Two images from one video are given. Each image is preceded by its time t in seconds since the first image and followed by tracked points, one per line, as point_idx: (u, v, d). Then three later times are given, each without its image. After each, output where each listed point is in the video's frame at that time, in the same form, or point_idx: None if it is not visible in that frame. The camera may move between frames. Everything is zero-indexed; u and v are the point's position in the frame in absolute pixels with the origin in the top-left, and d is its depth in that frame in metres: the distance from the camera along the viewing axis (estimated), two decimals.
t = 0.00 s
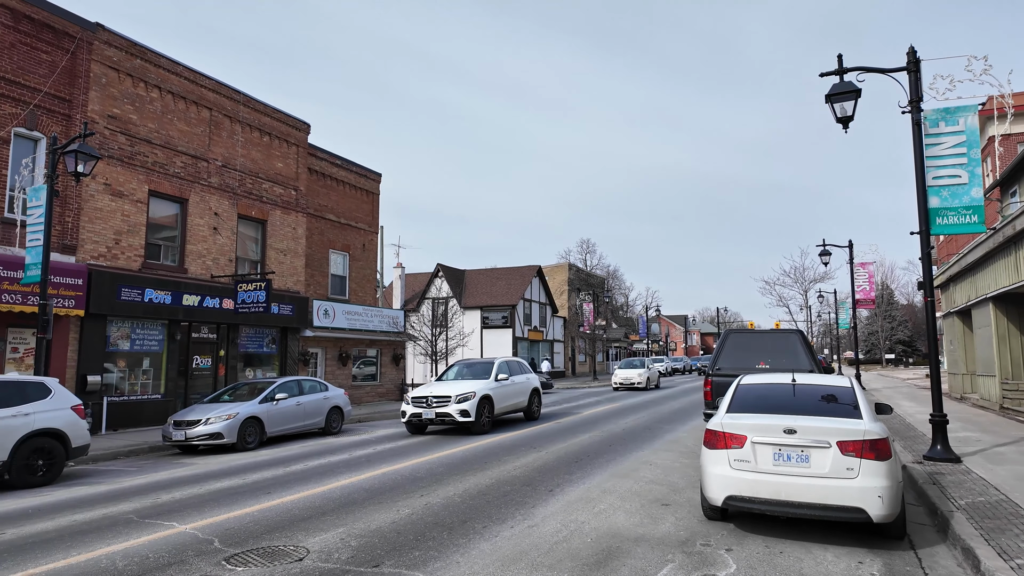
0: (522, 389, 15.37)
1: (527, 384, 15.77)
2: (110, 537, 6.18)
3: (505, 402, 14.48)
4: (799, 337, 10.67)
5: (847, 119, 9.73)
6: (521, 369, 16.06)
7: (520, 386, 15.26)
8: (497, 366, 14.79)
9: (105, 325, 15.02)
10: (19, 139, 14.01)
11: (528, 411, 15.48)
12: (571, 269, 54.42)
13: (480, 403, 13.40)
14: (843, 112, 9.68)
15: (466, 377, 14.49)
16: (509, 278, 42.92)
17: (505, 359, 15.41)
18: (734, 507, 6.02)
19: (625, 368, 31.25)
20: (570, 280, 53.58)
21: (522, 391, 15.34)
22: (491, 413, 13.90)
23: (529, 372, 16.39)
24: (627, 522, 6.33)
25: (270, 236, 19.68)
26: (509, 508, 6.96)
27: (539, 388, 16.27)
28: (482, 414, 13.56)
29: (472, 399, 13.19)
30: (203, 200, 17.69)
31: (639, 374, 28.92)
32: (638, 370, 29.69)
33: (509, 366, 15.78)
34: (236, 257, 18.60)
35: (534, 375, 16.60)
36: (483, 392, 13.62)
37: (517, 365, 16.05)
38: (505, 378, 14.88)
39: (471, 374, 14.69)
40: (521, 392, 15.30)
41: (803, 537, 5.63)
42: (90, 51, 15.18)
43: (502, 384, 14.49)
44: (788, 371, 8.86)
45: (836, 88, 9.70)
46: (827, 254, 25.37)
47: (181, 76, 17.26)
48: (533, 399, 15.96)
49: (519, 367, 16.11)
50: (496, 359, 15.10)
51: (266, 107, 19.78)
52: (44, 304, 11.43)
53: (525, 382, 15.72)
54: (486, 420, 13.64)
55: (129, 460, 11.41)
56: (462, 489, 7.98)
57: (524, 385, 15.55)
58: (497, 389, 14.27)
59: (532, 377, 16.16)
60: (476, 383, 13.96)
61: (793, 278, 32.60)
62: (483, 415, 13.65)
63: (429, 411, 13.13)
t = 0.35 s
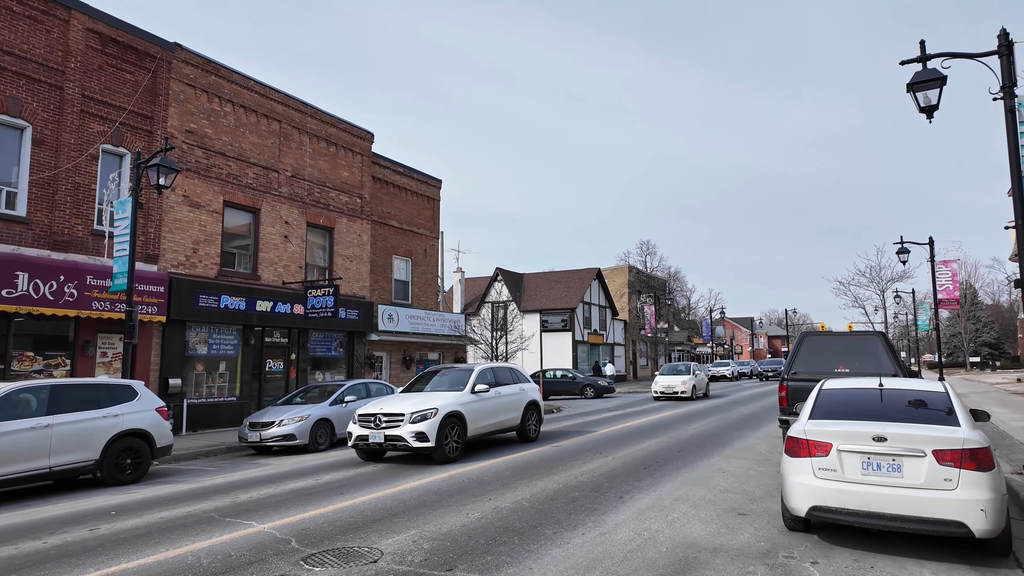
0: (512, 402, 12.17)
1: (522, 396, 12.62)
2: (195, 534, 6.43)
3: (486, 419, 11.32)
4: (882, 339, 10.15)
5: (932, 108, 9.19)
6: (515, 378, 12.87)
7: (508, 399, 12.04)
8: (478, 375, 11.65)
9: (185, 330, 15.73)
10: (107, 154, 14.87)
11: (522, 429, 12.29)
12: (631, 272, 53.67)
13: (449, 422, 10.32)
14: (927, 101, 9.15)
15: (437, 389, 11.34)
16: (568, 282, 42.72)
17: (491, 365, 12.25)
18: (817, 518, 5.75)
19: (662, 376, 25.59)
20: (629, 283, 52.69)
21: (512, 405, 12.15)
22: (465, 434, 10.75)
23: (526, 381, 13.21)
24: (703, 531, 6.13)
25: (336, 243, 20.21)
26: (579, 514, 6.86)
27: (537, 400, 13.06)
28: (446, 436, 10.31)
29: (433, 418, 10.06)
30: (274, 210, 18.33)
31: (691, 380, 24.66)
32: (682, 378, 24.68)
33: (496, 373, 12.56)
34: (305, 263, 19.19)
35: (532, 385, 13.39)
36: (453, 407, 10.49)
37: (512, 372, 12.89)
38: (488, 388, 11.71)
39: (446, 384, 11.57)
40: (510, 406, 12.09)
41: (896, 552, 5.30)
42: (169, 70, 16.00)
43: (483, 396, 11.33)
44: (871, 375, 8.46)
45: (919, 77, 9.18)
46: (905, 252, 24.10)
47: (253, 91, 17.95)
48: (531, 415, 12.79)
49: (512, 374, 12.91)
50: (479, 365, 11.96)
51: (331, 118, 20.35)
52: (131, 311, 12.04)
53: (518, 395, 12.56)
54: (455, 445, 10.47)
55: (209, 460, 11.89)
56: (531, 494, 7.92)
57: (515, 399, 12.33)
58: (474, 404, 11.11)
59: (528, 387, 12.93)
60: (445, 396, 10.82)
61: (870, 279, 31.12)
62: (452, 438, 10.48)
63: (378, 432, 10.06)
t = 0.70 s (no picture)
0: (450, 423, 9.25)
1: (469, 414, 9.71)
2: (269, 533, 6.63)
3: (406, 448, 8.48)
4: (968, 340, 9.58)
5: (1019, 94, 8.63)
6: (467, 391, 10.03)
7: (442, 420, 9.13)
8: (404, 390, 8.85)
9: (257, 335, 16.32)
10: (183, 168, 15.63)
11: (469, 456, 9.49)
12: (693, 272, 52.51)
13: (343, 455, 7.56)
14: (1014, 87, 8.59)
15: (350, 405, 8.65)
16: (628, 283, 42.22)
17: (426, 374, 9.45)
18: (902, 530, 5.45)
19: (697, 384, 21.48)
20: (691, 284, 51.58)
21: (448, 427, 9.21)
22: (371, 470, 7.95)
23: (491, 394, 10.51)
24: (778, 541, 5.91)
25: (398, 249, 20.60)
26: (646, 521, 6.73)
27: (496, 419, 10.19)
28: (337, 473, 7.50)
29: (314, 448, 7.28)
30: (339, 217, 18.83)
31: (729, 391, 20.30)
32: (720, 387, 20.58)
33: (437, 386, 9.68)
34: (368, 269, 19.63)
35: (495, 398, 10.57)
36: (348, 433, 7.68)
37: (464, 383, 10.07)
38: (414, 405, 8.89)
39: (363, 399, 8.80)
40: (449, 428, 9.22)
41: (992, 568, 4.97)
42: (239, 86, 16.69)
43: (405, 415, 8.55)
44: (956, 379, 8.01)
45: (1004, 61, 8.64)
46: (991, 248, 22.68)
47: (317, 103, 18.52)
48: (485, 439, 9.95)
49: (465, 385, 10.12)
50: (412, 375, 9.27)
51: (392, 127, 20.78)
52: (207, 317, 12.58)
53: (467, 412, 9.67)
54: (351, 485, 7.66)
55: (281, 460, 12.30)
56: (596, 499, 7.82)
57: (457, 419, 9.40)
58: (387, 427, 8.26)
59: (483, 401, 10.07)
60: (343, 417, 8.01)
61: (952, 276, 29.45)
62: (346, 474, 7.65)
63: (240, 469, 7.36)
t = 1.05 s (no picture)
0: (290, 458, 6.43)
1: (331, 444, 6.84)
2: (339, 531, 6.81)
3: (189, 500, 5.66)
4: None
5: None
6: (337, 410, 7.21)
7: (264, 454, 6.26)
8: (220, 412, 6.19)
9: (325, 338, 16.83)
10: (254, 179, 16.28)
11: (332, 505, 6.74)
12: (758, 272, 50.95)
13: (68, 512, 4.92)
14: None
15: (134, 431, 5.98)
16: (690, 284, 41.39)
17: (263, 386, 6.69)
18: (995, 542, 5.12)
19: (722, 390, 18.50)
20: (756, 284, 50.08)
21: (291, 463, 6.44)
22: (125, 533, 5.26)
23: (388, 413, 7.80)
24: (856, 551, 5.66)
25: (457, 253, 20.86)
26: (715, 528, 6.56)
27: (387, 448, 7.38)
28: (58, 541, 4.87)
29: (8, 504, 4.66)
30: (400, 223, 19.21)
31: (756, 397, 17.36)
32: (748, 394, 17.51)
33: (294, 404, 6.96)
34: (429, 273, 19.93)
35: (393, 416, 7.82)
36: (81, 477, 5.04)
37: (327, 402, 7.19)
38: (219, 434, 6.08)
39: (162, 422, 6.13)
40: (289, 464, 6.44)
41: None
42: (305, 98, 17.26)
43: (205, 448, 5.85)
44: None
45: None
46: None
47: (379, 112, 18.96)
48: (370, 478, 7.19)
49: (337, 399, 7.30)
50: (240, 387, 6.53)
51: (450, 132, 21.06)
52: (277, 322, 13.04)
53: (323, 440, 6.79)
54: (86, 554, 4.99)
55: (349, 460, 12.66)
56: (662, 504, 7.69)
57: (312, 450, 6.63)
58: (165, 464, 5.58)
59: (359, 422, 7.23)
60: (88, 451, 5.36)
61: None
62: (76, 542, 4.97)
63: None
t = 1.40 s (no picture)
0: None
1: None
2: (408, 530, 6.95)
3: None
4: None
5: None
6: (33, 440, 4.98)
7: (28, 488, 4.74)
8: None
9: (391, 340, 17.21)
10: (323, 187, 16.82)
11: None
12: (831, 270, 48.92)
13: None
14: None
15: None
16: (758, 284, 40.17)
17: None
18: None
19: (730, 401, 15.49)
20: (829, 283, 48.08)
21: None
22: None
23: (150, 445, 5.60)
24: (945, 564, 5.35)
25: (518, 255, 20.93)
26: (790, 535, 6.33)
27: (111, 496, 5.06)
28: None
29: None
30: (462, 227, 19.44)
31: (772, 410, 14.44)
32: (762, 407, 14.55)
33: None
34: (490, 276, 20.09)
35: (151, 449, 5.55)
36: None
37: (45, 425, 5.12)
38: None
39: None
40: None
41: None
42: (369, 107, 17.73)
43: None
44: None
45: None
46: None
47: (440, 118, 19.26)
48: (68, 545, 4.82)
49: (35, 424, 5.07)
50: None
51: (510, 136, 21.18)
52: (346, 325, 13.41)
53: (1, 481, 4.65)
54: None
55: (417, 460, 12.89)
56: (734, 510, 7.48)
57: None
58: None
59: (63, 458, 4.98)
60: None
61: None
62: None
63: None
